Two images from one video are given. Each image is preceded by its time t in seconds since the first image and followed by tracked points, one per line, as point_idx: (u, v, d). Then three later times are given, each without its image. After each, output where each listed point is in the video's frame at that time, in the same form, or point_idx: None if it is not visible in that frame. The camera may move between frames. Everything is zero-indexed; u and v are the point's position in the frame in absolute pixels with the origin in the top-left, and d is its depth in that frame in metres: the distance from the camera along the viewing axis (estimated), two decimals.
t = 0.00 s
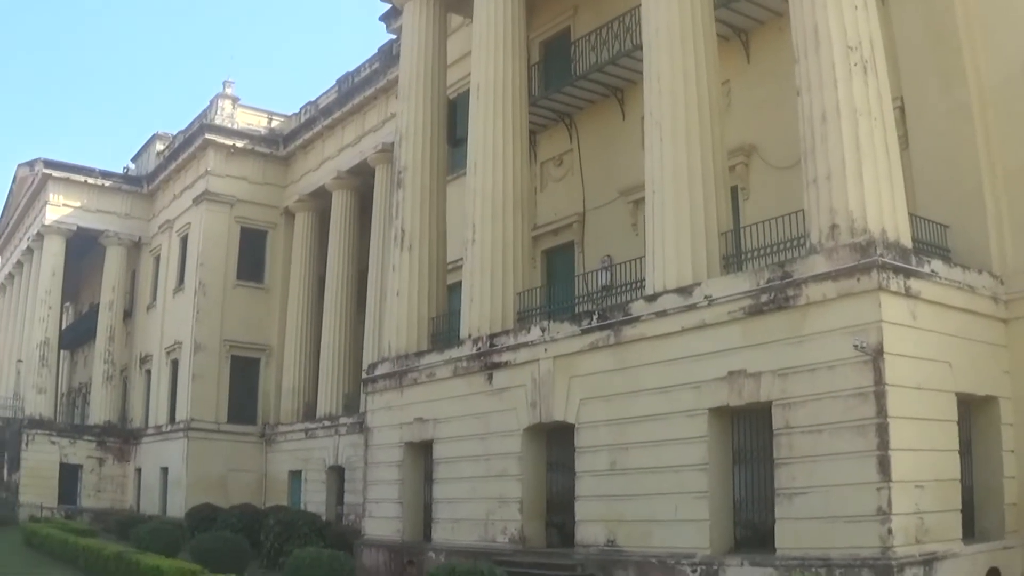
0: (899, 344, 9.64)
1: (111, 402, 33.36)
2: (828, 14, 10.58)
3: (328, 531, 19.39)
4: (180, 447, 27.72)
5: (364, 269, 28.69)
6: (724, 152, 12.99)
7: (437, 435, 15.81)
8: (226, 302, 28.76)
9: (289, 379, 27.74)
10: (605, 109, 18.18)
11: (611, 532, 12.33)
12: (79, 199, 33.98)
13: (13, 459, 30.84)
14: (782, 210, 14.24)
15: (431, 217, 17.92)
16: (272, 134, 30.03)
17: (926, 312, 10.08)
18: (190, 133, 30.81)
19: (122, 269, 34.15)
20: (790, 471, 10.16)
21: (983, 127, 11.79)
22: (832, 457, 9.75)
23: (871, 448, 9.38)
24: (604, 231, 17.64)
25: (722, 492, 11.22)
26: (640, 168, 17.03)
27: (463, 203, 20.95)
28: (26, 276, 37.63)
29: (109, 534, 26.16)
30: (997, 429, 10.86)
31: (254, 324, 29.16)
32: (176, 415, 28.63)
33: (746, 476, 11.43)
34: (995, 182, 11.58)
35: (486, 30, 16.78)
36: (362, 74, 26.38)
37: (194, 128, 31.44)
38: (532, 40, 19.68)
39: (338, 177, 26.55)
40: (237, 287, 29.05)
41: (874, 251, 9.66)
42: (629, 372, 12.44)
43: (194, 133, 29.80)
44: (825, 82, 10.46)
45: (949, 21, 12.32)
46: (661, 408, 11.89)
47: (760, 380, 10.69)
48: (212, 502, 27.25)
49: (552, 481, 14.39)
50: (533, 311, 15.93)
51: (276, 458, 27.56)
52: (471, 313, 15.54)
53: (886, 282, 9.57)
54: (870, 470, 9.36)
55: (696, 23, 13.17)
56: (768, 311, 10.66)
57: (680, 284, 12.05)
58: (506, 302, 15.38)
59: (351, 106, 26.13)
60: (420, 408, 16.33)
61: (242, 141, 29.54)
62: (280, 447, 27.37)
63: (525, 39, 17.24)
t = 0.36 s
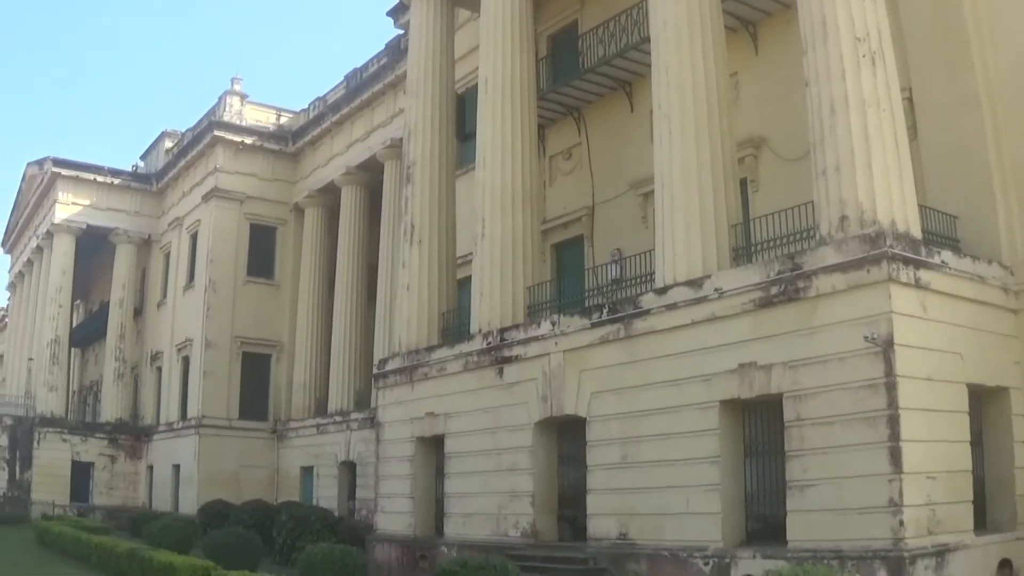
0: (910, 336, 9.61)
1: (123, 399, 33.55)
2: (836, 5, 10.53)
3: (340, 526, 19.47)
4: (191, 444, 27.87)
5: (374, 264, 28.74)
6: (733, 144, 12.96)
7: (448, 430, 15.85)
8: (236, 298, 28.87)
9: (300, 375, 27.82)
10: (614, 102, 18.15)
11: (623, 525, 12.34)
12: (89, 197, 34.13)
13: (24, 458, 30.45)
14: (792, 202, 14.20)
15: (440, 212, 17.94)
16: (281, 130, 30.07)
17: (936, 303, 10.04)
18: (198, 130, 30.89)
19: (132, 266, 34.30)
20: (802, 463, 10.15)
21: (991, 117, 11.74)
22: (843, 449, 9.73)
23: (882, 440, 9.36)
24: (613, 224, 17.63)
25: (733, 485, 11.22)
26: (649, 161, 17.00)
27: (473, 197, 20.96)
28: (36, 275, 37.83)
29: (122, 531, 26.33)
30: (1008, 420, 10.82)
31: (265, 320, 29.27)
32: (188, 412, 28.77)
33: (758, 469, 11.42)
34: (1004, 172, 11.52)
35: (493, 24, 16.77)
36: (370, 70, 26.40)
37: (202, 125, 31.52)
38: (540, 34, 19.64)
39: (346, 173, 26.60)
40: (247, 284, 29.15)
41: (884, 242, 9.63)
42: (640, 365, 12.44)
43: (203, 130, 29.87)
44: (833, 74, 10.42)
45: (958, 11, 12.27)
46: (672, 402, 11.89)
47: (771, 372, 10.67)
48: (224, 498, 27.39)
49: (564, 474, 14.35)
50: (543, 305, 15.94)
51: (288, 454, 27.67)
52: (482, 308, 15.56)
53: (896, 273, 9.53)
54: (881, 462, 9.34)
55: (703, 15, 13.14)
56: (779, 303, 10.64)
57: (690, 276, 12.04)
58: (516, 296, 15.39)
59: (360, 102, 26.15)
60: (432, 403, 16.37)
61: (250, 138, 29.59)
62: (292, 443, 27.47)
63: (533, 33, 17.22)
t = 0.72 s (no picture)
0: (929, 329, 9.57)
1: (142, 394, 33.88)
2: None
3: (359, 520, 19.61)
4: (211, 439, 28.13)
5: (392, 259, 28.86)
6: (751, 137, 12.92)
7: (467, 423, 15.92)
8: (255, 294, 29.07)
9: (319, 369, 27.98)
10: (631, 95, 18.13)
11: (642, 519, 12.37)
12: (106, 193, 34.42)
13: (44, 452, 30.83)
14: (810, 194, 14.15)
15: (458, 205, 17.98)
16: (299, 126, 30.20)
17: (955, 296, 10.00)
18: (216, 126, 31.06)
19: (151, 262, 34.59)
20: (821, 456, 10.13)
21: (1010, 108, 11.67)
22: (862, 442, 9.71)
23: (901, 433, 9.34)
24: (631, 218, 17.62)
25: (753, 478, 11.22)
26: (666, 154, 16.98)
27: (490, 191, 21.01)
28: (55, 271, 38.22)
29: (143, 526, 26.61)
30: None
31: (283, 315, 29.46)
32: (207, 407, 29.01)
33: (777, 462, 11.43)
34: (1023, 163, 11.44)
35: (511, 18, 16.78)
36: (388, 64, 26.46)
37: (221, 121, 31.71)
38: (558, 28, 19.61)
39: (364, 168, 26.70)
40: (266, 279, 29.35)
41: (902, 234, 9.59)
42: (658, 358, 12.46)
43: (221, 125, 30.05)
44: (851, 66, 10.38)
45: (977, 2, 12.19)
46: (691, 395, 11.89)
47: (790, 365, 10.65)
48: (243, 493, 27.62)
49: (584, 468, 14.42)
50: (562, 299, 15.97)
51: (307, 448, 27.86)
52: (500, 301, 15.60)
53: (915, 266, 9.50)
54: (900, 455, 9.32)
55: (720, 7, 13.10)
56: (797, 295, 10.61)
57: (708, 269, 12.03)
58: (535, 290, 15.43)
59: (377, 96, 26.22)
60: (450, 397, 16.45)
61: (268, 133, 29.73)
62: (311, 437, 27.65)
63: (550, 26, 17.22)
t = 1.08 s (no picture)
0: (946, 327, 9.54)
1: (160, 400, 34.12)
2: None
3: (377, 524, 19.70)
4: (228, 443, 28.30)
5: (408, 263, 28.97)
6: (766, 137, 12.91)
7: (485, 426, 15.96)
8: (271, 298, 29.25)
9: (336, 373, 28.09)
10: (645, 96, 18.14)
11: (660, 520, 12.38)
12: (122, 199, 34.71)
13: (62, 458, 31.07)
14: (825, 193, 14.12)
15: (474, 208, 18.04)
16: (314, 130, 30.36)
17: (972, 294, 9.96)
18: (232, 131, 31.27)
19: (167, 267, 34.84)
20: (838, 456, 10.10)
21: None
22: (880, 441, 9.68)
23: (919, 431, 9.31)
24: (646, 219, 17.63)
25: (771, 478, 11.20)
26: (681, 155, 16.99)
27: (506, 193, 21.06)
28: (71, 277, 38.54)
29: (161, 531, 26.80)
30: None
31: (300, 319, 29.62)
32: (224, 412, 29.20)
33: (795, 462, 11.40)
34: None
35: (525, 20, 16.83)
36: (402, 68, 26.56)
37: (236, 126, 31.92)
38: (571, 29, 19.63)
39: (379, 171, 26.81)
40: (282, 283, 29.52)
41: (919, 232, 9.56)
42: (675, 359, 12.46)
43: (236, 131, 30.25)
44: (864, 64, 10.36)
45: None
46: (708, 396, 11.89)
47: (807, 365, 10.63)
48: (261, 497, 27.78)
49: (601, 471, 14.39)
50: (578, 300, 15.98)
51: (325, 452, 28.00)
52: (517, 304, 15.65)
53: (931, 264, 9.47)
54: (918, 454, 9.29)
55: (734, 8, 13.10)
56: (814, 295, 10.59)
57: (724, 269, 12.02)
58: (551, 292, 15.47)
59: (392, 100, 26.33)
60: (468, 399, 16.50)
61: (283, 137, 29.90)
62: (329, 441, 27.77)
63: (564, 28, 17.25)
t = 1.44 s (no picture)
0: (956, 323, 9.53)
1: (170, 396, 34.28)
2: None
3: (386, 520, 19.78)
4: (238, 439, 28.43)
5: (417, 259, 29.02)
6: (776, 132, 12.90)
7: (494, 422, 16.00)
8: (281, 295, 29.35)
9: (346, 369, 28.16)
10: (655, 92, 18.12)
11: (669, 516, 12.40)
12: (132, 196, 34.86)
13: (72, 455, 31.27)
14: (835, 189, 14.08)
15: (483, 204, 18.06)
16: (323, 127, 30.42)
17: (983, 290, 9.94)
18: (241, 128, 31.34)
19: (177, 264, 34.98)
20: (848, 452, 10.09)
21: None
22: (890, 437, 9.68)
23: (929, 427, 9.30)
24: (656, 215, 17.62)
25: (780, 474, 11.20)
26: (691, 151, 16.98)
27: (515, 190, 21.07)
28: (81, 274, 38.73)
29: (171, 527, 26.94)
30: None
31: (310, 316, 29.72)
32: (234, 408, 29.32)
33: (804, 458, 11.38)
34: None
35: (534, 16, 16.83)
36: (411, 64, 26.57)
37: (245, 122, 32.00)
38: (581, 26, 19.61)
39: (389, 168, 26.85)
40: (292, 280, 29.60)
41: (928, 229, 9.55)
42: (685, 355, 12.46)
43: (246, 127, 30.32)
44: (874, 61, 10.33)
45: None
46: (717, 392, 11.89)
47: (817, 361, 10.62)
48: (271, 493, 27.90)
49: (611, 465, 14.36)
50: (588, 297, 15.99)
51: (334, 448, 28.09)
52: (526, 300, 15.67)
53: (941, 260, 9.46)
54: (928, 450, 9.28)
55: (744, 4, 13.08)
56: (824, 291, 10.58)
57: (734, 265, 12.02)
58: (561, 288, 15.48)
59: (401, 97, 26.37)
60: (477, 396, 16.53)
61: (293, 134, 29.98)
62: (338, 437, 27.85)
63: (573, 24, 17.24)
